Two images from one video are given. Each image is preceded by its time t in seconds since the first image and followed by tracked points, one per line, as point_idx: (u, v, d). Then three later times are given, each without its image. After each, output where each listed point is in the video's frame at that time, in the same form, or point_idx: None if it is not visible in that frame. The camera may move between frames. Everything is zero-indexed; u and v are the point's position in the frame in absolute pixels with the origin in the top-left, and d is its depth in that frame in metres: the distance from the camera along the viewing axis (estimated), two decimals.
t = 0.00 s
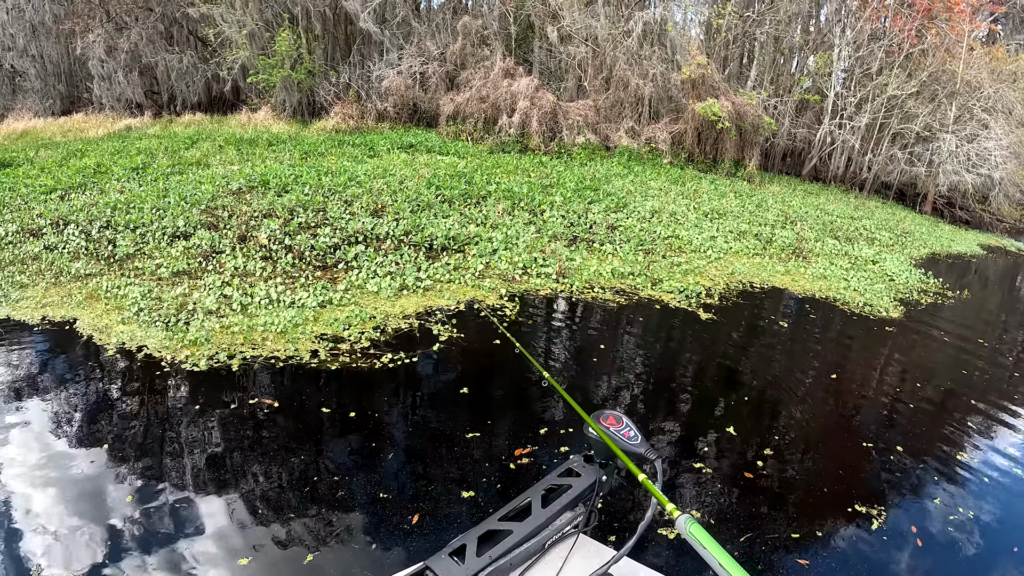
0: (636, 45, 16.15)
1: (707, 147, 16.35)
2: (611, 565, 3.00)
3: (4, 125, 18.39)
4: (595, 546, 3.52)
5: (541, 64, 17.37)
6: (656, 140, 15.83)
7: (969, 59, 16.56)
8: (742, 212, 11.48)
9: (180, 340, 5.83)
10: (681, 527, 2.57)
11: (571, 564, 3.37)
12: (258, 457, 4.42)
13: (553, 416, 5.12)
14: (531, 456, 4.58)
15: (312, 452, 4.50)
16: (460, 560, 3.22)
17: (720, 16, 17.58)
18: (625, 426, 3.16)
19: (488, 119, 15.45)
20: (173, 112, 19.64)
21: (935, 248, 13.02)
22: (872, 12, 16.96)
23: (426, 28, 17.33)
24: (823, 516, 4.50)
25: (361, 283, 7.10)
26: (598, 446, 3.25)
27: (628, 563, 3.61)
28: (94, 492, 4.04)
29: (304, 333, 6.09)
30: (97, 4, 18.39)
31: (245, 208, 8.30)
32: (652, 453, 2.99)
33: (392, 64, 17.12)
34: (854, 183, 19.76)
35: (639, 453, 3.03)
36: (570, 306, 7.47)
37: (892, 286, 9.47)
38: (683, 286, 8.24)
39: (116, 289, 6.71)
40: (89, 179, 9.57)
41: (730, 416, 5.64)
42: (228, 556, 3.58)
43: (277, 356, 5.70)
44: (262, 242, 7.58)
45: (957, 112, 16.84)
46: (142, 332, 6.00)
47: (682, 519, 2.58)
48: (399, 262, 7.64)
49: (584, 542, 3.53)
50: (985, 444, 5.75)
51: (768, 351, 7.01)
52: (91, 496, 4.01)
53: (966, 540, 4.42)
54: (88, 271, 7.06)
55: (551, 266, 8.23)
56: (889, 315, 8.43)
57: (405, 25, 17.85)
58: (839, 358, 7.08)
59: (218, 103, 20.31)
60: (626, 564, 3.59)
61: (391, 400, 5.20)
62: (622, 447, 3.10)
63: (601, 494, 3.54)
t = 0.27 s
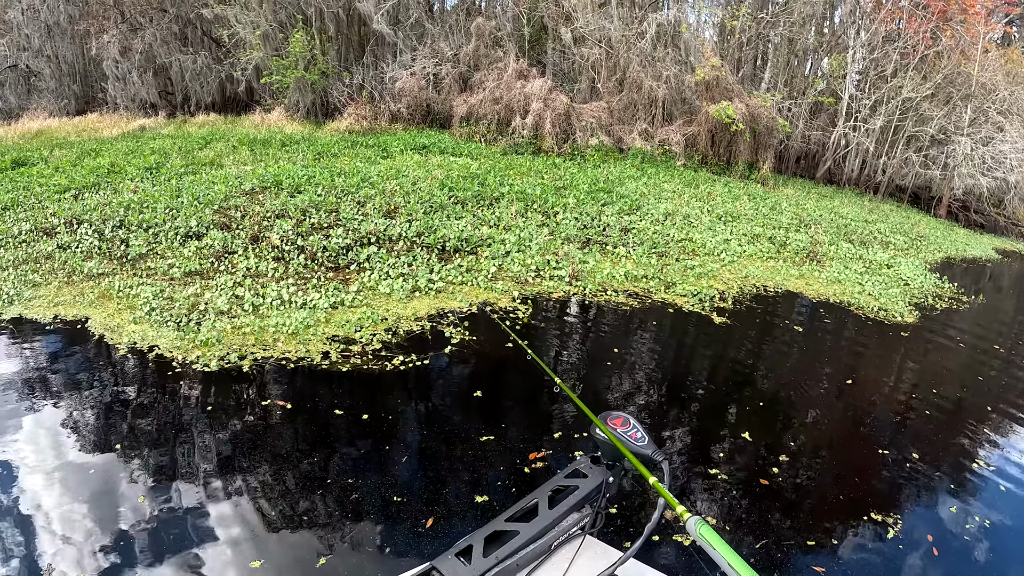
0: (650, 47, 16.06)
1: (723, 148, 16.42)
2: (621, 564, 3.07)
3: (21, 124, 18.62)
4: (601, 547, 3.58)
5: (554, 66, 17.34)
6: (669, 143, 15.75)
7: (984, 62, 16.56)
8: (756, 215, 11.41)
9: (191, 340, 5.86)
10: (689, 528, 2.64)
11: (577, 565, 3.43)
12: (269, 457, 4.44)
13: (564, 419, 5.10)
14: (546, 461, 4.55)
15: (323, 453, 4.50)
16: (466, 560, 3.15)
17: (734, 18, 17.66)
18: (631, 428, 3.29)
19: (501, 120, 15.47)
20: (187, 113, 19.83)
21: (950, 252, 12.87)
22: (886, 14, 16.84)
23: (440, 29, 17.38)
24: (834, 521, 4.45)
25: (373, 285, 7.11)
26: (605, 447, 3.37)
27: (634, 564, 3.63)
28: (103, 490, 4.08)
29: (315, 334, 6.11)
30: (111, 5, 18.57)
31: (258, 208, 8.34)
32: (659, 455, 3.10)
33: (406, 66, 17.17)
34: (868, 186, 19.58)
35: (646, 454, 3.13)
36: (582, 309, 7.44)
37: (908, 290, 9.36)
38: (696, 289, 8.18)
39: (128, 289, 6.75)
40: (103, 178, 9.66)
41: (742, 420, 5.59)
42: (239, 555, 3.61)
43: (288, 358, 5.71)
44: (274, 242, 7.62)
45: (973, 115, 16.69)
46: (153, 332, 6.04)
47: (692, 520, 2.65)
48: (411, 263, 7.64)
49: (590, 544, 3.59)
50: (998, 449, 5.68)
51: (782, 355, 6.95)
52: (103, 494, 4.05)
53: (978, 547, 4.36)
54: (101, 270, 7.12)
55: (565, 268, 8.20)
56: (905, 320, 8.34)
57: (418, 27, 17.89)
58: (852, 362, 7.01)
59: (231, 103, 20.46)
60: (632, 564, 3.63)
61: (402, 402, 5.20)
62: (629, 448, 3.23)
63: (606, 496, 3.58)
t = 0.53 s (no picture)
0: (661, 48, 16.00)
1: (734, 150, 16.37)
2: (625, 564, 3.01)
3: (34, 123, 18.79)
4: (605, 547, 3.54)
5: (565, 67, 17.31)
6: (680, 144, 15.68)
7: (997, 63, 16.39)
8: (767, 217, 11.34)
9: (200, 340, 5.88)
10: (695, 525, 2.58)
11: (581, 565, 3.39)
12: (278, 458, 4.44)
13: (572, 421, 5.09)
14: (558, 464, 4.52)
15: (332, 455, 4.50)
16: (471, 560, 3.19)
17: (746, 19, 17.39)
18: (637, 427, 3.21)
19: (512, 121, 15.48)
20: (199, 113, 19.96)
21: (962, 255, 12.76)
22: (898, 15, 16.70)
23: (449, 30, 17.39)
24: (843, 526, 4.41)
25: (383, 286, 7.12)
26: (611, 447, 3.35)
27: (638, 564, 3.60)
28: (112, 485, 4.13)
29: (324, 335, 6.12)
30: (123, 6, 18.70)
31: (268, 208, 8.37)
32: (664, 455, 3.00)
33: (416, 66, 17.19)
34: (879, 188, 19.42)
35: (651, 454, 3.03)
36: (593, 311, 7.42)
37: (920, 294, 9.27)
38: (707, 292, 8.14)
39: (138, 288, 6.79)
40: (114, 177, 9.73)
41: (752, 423, 5.56)
42: (248, 554, 3.63)
43: (297, 358, 5.73)
44: (284, 242, 7.64)
45: (986, 117, 16.56)
46: (162, 331, 6.06)
47: (697, 517, 2.57)
48: (421, 264, 7.64)
49: (594, 544, 3.56)
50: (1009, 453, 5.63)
51: (792, 359, 6.90)
52: (111, 491, 4.07)
53: (988, 552, 4.32)
54: (111, 269, 7.17)
55: (575, 269, 8.18)
56: (916, 323, 8.26)
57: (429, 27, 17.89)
58: (863, 365, 6.96)
59: (242, 103, 20.56)
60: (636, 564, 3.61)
61: (411, 404, 5.20)
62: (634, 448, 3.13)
63: (612, 495, 3.55)
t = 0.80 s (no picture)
0: (670, 49, 15.97)
1: (743, 151, 16.30)
2: (626, 563, 3.02)
3: (44, 122, 18.91)
4: (608, 545, 3.57)
5: (574, 67, 17.29)
6: (689, 145, 15.63)
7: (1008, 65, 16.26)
8: (777, 219, 11.30)
9: (207, 340, 5.90)
10: (696, 520, 2.53)
11: (584, 564, 3.41)
12: (285, 459, 4.45)
13: (579, 423, 5.07)
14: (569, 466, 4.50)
15: (339, 456, 4.50)
16: (474, 558, 3.20)
17: (755, 20, 17.28)
18: (640, 427, 3.17)
19: (520, 121, 15.47)
20: (208, 112, 20.05)
21: (972, 258, 12.68)
22: (909, 16, 16.59)
23: (458, 30, 17.40)
24: (852, 531, 4.37)
25: (391, 286, 7.13)
26: (613, 445, 3.31)
27: (640, 563, 3.64)
28: (120, 483, 4.17)
29: (331, 336, 6.12)
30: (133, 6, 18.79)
31: (276, 209, 8.40)
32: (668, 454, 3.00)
33: (425, 66, 17.20)
34: (888, 190, 19.30)
35: (655, 453, 3.02)
36: (600, 313, 7.40)
37: (930, 297, 9.20)
38: (716, 294, 8.10)
39: (145, 287, 6.82)
40: (122, 176, 9.77)
41: (759, 426, 5.53)
42: (251, 553, 3.64)
43: (303, 359, 5.73)
44: (291, 243, 7.66)
45: (996, 119, 16.46)
46: (169, 331, 6.08)
47: (698, 513, 2.53)
48: (429, 265, 7.64)
49: (597, 542, 3.58)
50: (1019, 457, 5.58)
51: (801, 361, 6.86)
52: (118, 490, 4.10)
53: (999, 557, 4.28)
54: (118, 268, 7.20)
55: (583, 271, 8.15)
56: (926, 327, 8.20)
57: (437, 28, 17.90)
58: (872, 368, 6.92)
59: (251, 103, 20.63)
60: (639, 563, 3.63)
61: (419, 405, 5.20)
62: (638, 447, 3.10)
63: (614, 493, 3.49)
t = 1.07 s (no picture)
0: (677, 49, 15.97)
1: (750, 152, 16.24)
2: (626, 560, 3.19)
3: (53, 122, 19.01)
4: (607, 543, 3.70)
5: (581, 68, 17.28)
6: (696, 146, 15.59)
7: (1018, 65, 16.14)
8: (784, 221, 11.26)
9: (211, 340, 5.92)
10: (702, 519, 2.56)
11: (583, 562, 3.52)
12: (291, 459, 4.46)
13: (584, 425, 5.06)
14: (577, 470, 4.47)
15: (345, 457, 4.51)
16: (473, 556, 3.14)
17: (763, 21, 17.23)
18: (640, 425, 3.28)
19: (528, 122, 15.48)
20: (215, 112, 20.14)
21: (980, 261, 12.61)
22: (917, 16, 16.48)
23: (465, 30, 17.40)
24: (858, 533, 4.36)
25: (396, 287, 7.14)
26: (612, 443, 3.38)
27: (639, 560, 3.73)
28: (127, 481, 4.19)
29: (335, 336, 6.14)
30: (142, 6, 18.88)
31: (282, 209, 8.42)
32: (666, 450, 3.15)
33: (432, 67, 17.20)
34: (896, 192, 19.19)
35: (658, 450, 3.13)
36: (606, 314, 7.39)
37: (938, 299, 9.14)
38: (722, 296, 8.07)
39: (150, 287, 6.84)
40: (129, 176, 9.81)
41: (764, 428, 5.51)
42: (255, 549, 3.68)
43: (307, 359, 5.74)
44: (297, 243, 7.68)
45: (1005, 120, 16.35)
46: (173, 331, 6.10)
47: (704, 511, 2.58)
48: (434, 266, 7.64)
49: (595, 539, 3.70)
50: None
51: (807, 364, 6.83)
52: (124, 487, 4.13)
53: (1006, 559, 4.27)
54: (124, 268, 7.23)
55: (589, 272, 8.15)
56: (934, 330, 8.14)
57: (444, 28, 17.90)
58: (878, 370, 6.89)
59: (258, 103, 20.70)
60: (637, 560, 3.73)
61: (424, 406, 5.20)
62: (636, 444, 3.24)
63: (612, 492, 3.57)
